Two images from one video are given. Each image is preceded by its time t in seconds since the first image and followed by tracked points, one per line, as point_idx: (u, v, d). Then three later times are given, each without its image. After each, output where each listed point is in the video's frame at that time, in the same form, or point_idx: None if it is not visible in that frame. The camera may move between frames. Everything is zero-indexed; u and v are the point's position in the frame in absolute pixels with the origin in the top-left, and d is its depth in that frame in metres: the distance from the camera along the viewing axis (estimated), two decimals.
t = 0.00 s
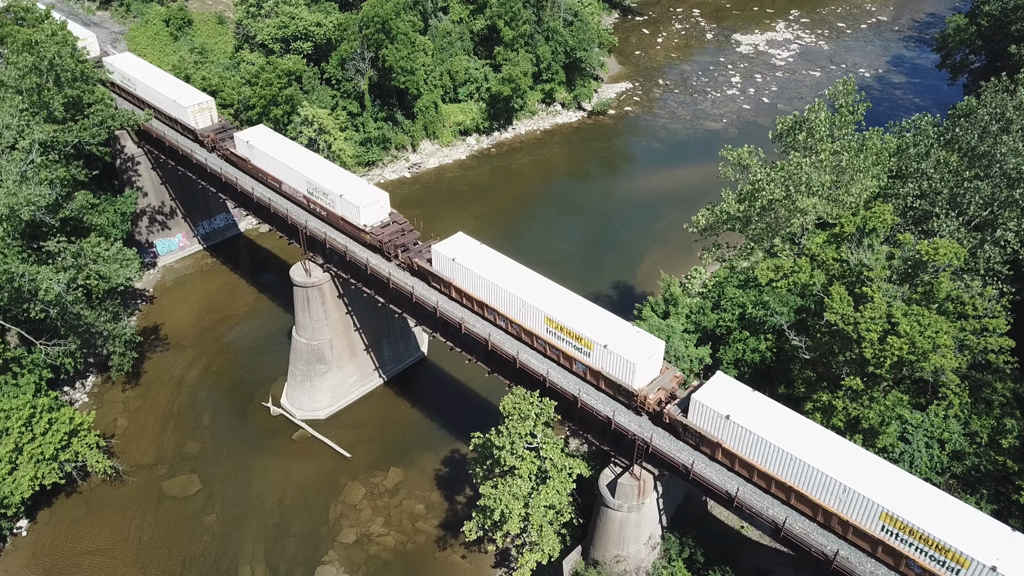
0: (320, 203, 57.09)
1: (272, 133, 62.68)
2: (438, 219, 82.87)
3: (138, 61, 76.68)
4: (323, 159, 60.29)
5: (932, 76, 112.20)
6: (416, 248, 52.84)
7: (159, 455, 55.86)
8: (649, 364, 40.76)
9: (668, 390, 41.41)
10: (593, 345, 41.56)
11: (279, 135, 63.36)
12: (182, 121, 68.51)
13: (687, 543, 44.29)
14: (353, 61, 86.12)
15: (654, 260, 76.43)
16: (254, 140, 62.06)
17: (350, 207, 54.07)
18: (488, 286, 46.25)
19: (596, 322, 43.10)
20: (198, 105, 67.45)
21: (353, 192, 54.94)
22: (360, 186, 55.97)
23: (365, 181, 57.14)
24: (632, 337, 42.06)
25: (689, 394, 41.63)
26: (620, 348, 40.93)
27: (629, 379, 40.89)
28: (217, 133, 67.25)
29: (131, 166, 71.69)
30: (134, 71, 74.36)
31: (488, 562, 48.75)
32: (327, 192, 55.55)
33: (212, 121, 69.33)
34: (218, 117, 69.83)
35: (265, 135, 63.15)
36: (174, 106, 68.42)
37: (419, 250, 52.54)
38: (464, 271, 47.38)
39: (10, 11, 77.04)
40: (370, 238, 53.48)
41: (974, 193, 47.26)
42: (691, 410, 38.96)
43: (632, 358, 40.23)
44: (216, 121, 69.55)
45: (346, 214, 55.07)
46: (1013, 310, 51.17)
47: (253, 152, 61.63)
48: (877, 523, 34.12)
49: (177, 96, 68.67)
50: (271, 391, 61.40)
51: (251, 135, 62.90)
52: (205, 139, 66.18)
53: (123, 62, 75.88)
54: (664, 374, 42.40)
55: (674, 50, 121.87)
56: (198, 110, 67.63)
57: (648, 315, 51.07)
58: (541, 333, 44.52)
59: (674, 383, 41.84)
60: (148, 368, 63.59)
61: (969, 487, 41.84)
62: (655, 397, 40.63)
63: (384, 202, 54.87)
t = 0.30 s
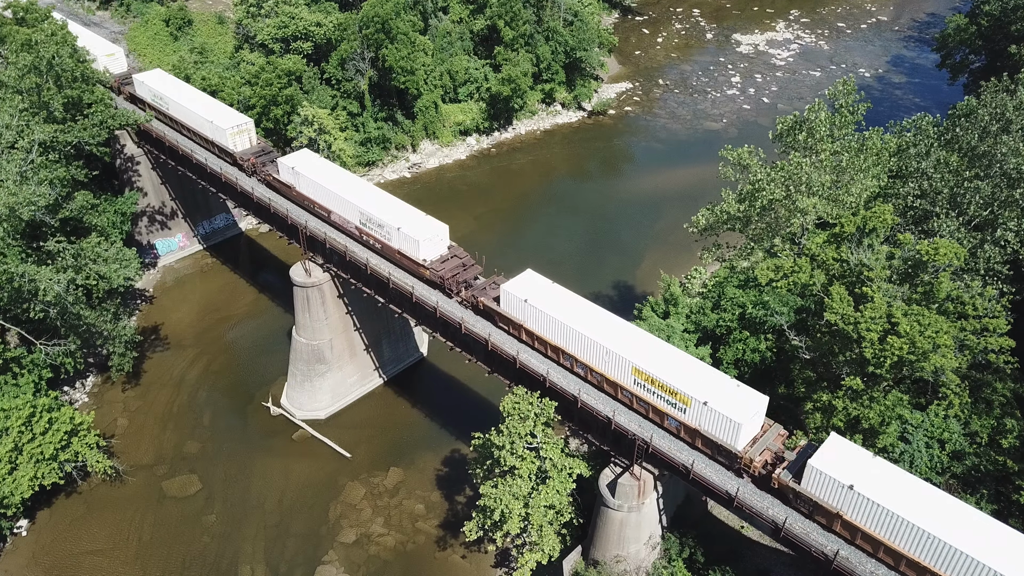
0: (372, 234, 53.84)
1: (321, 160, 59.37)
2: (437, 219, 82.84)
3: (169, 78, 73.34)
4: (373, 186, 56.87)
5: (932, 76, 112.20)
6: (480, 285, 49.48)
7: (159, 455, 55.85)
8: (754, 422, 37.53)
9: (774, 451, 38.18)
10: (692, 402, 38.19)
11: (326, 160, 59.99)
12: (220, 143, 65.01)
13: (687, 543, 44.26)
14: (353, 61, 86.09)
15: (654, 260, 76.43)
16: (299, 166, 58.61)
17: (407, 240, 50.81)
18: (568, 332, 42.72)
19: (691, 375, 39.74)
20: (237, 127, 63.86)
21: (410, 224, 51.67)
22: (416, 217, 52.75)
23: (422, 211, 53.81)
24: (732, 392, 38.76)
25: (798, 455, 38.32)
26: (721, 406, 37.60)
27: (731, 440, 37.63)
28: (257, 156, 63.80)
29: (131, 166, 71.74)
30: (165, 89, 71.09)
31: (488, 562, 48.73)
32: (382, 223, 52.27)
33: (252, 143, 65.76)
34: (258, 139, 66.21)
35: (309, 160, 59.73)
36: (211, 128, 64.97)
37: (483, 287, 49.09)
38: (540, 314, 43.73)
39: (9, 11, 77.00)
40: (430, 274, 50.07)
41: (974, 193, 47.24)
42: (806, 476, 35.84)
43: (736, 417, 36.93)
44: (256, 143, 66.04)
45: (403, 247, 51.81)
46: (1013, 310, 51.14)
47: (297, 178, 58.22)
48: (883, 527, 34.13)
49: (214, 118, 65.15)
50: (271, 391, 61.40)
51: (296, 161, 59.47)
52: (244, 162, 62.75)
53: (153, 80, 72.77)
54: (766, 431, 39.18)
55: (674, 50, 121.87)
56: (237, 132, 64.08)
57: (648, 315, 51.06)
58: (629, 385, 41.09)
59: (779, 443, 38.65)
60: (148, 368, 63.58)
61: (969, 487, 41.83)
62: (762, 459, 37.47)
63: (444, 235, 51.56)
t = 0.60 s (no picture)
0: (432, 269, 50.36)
1: (371, 188, 56.03)
2: (438, 219, 82.80)
3: (203, 97, 69.77)
4: (428, 217, 53.52)
5: (932, 76, 112.19)
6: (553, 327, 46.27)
7: (159, 455, 55.84)
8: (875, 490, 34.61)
9: (901, 524, 34.99)
10: (808, 468, 35.37)
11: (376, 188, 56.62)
12: (263, 168, 61.44)
13: (687, 543, 44.23)
14: (353, 61, 86.06)
15: (654, 260, 76.40)
16: (350, 195, 55.09)
17: (473, 277, 47.34)
18: (663, 387, 39.72)
19: (801, 436, 36.80)
20: (280, 151, 60.35)
21: (476, 260, 48.24)
22: (480, 252, 49.33)
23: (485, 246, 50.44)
24: (849, 456, 35.84)
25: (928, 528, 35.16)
26: (842, 474, 34.81)
27: (852, 510, 34.74)
28: (301, 182, 60.38)
29: (131, 166, 71.76)
30: (201, 109, 67.52)
31: (488, 562, 48.69)
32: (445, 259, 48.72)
33: (295, 168, 62.21)
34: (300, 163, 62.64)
35: (358, 188, 56.38)
36: (253, 152, 61.30)
37: (556, 330, 45.82)
38: (632, 367, 40.73)
39: (9, 11, 77.00)
40: (497, 314, 46.53)
41: (974, 193, 47.19)
42: (945, 557, 32.69)
43: (861, 487, 34.11)
44: (300, 168, 62.49)
45: (468, 285, 48.22)
46: (1013, 310, 51.14)
47: (348, 207, 54.77)
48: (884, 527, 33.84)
49: (257, 141, 61.52)
50: (271, 391, 61.39)
51: (344, 189, 56.09)
52: (288, 188, 59.26)
53: (186, 99, 69.18)
54: (891, 500, 35.99)
55: (674, 50, 121.85)
56: (280, 157, 60.55)
57: (648, 315, 51.01)
58: (732, 446, 38.14)
59: (906, 514, 35.51)
60: (148, 368, 63.57)
61: (969, 487, 41.77)
62: (888, 533, 34.36)
63: (511, 271, 48.15)
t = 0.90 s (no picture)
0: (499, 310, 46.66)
1: (429, 220, 52.45)
2: (438, 219, 82.78)
3: (244, 118, 65.95)
4: (494, 253, 49.92)
5: (932, 76, 112.16)
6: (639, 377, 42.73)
7: (159, 455, 55.83)
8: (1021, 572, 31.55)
9: None
10: (948, 548, 32.17)
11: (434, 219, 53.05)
12: (307, 195, 57.83)
13: (686, 543, 44.22)
14: (353, 61, 86.03)
15: (653, 259, 76.39)
16: (408, 228, 51.43)
17: (548, 321, 43.60)
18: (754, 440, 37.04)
19: (849, 462, 35.82)
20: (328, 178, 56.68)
21: (551, 302, 44.57)
22: (555, 294, 45.46)
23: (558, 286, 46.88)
24: (991, 534, 32.61)
25: None
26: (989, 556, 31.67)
27: None
28: (349, 211, 56.74)
29: (131, 165, 71.79)
30: (241, 131, 63.67)
31: (488, 562, 48.69)
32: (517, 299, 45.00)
33: (343, 197, 58.50)
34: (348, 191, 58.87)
35: (416, 220, 52.84)
36: (298, 178, 57.62)
37: (642, 380, 42.31)
38: (724, 423, 37.95)
39: (9, 10, 76.98)
40: (575, 362, 42.91)
41: (974, 193, 47.18)
42: None
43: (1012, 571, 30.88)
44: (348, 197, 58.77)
45: (541, 329, 44.52)
46: (1013, 310, 51.11)
47: (406, 241, 51.14)
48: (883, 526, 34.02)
49: (303, 167, 57.82)
50: (271, 391, 61.39)
51: (402, 221, 52.48)
52: (338, 218, 55.69)
53: (225, 120, 65.36)
54: None
55: (674, 50, 121.81)
56: (328, 184, 56.70)
57: (648, 314, 51.00)
58: (853, 517, 35.01)
59: None
60: (148, 368, 63.57)
61: (969, 487, 41.70)
62: None
63: (587, 314, 44.49)
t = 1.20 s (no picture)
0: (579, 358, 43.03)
1: (492, 254, 48.95)
2: (438, 219, 82.81)
3: (286, 141, 61.97)
4: (568, 293, 46.37)
5: (932, 76, 112.16)
6: (739, 436, 39.28)
7: (159, 455, 55.84)
8: None
9: None
10: None
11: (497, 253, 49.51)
12: (361, 227, 54.15)
13: (686, 543, 44.20)
14: (353, 61, 86.04)
15: (653, 260, 76.37)
16: (474, 265, 47.61)
17: (639, 375, 40.02)
18: (873, 505, 33.89)
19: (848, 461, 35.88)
20: (383, 210, 53.03)
21: (640, 352, 41.01)
22: (641, 341, 42.07)
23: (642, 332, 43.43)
24: None
25: None
26: None
27: None
28: (405, 243, 53.07)
29: (131, 165, 71.77)
30: (285, 155, 59.71)
31: (488, 562, 48.70)
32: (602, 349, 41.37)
33: (399, 229, 54.82)
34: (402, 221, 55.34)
35: (479, 255, 49.10)
36: (352, 210, 53.98)
37: (743, 439, 38.95)
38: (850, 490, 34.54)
39: (9, 11, 77.02)
40: (668, 418, 39.37)
41: (974, 193, 47.16)
42: None
43: None
44: (402, 228, 55.07)
45: (629, 381, 40.92)
46: (1013, 310, 51.14)
47: (472, 278, 47.34)
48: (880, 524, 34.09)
49: (357, 198, 54.10)
50: (271, 391, 61.40)
51: (465, 256, 48.70)
52: (394, 251, 52.03)
53: (267, 143, 61.41)
54: None
55: (674, 50, 121.80)
56: (383, 215, 53.17)
57: (648, 315, 51.02)
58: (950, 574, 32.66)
59: None
60: (147, 368, 63.56)
61: (969, 487, 41.63)
62: None
63: (678, 365, 41.01)
